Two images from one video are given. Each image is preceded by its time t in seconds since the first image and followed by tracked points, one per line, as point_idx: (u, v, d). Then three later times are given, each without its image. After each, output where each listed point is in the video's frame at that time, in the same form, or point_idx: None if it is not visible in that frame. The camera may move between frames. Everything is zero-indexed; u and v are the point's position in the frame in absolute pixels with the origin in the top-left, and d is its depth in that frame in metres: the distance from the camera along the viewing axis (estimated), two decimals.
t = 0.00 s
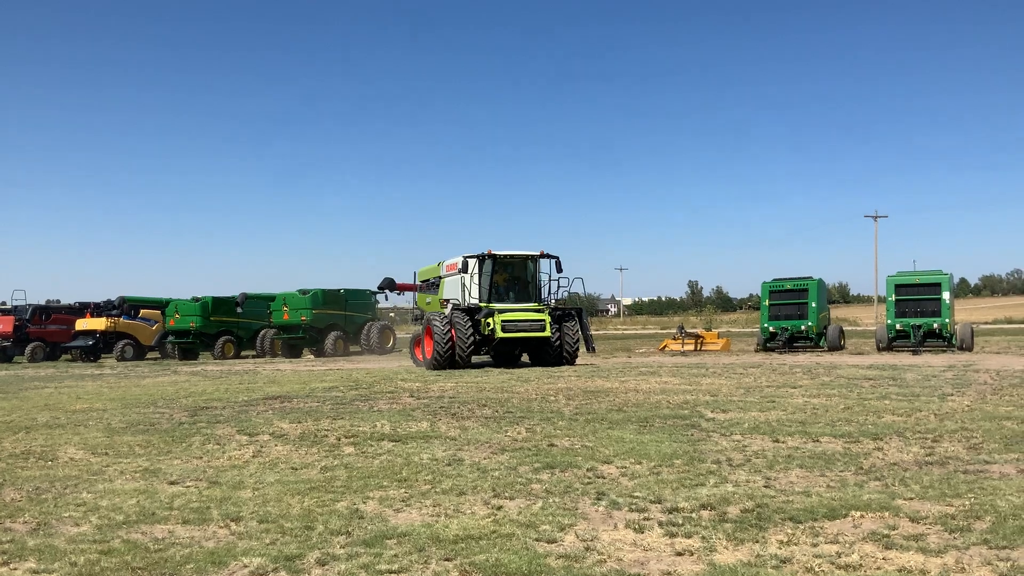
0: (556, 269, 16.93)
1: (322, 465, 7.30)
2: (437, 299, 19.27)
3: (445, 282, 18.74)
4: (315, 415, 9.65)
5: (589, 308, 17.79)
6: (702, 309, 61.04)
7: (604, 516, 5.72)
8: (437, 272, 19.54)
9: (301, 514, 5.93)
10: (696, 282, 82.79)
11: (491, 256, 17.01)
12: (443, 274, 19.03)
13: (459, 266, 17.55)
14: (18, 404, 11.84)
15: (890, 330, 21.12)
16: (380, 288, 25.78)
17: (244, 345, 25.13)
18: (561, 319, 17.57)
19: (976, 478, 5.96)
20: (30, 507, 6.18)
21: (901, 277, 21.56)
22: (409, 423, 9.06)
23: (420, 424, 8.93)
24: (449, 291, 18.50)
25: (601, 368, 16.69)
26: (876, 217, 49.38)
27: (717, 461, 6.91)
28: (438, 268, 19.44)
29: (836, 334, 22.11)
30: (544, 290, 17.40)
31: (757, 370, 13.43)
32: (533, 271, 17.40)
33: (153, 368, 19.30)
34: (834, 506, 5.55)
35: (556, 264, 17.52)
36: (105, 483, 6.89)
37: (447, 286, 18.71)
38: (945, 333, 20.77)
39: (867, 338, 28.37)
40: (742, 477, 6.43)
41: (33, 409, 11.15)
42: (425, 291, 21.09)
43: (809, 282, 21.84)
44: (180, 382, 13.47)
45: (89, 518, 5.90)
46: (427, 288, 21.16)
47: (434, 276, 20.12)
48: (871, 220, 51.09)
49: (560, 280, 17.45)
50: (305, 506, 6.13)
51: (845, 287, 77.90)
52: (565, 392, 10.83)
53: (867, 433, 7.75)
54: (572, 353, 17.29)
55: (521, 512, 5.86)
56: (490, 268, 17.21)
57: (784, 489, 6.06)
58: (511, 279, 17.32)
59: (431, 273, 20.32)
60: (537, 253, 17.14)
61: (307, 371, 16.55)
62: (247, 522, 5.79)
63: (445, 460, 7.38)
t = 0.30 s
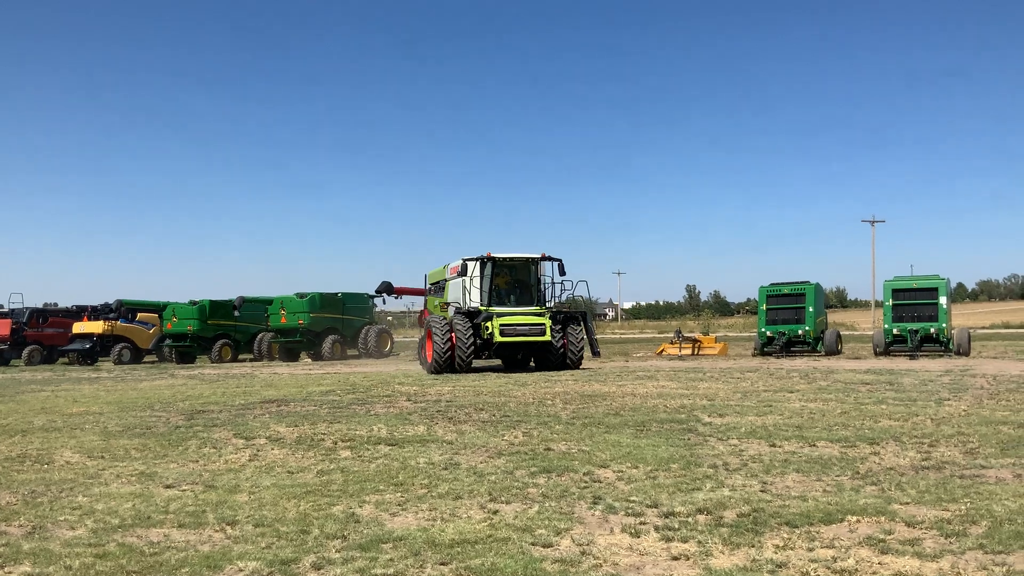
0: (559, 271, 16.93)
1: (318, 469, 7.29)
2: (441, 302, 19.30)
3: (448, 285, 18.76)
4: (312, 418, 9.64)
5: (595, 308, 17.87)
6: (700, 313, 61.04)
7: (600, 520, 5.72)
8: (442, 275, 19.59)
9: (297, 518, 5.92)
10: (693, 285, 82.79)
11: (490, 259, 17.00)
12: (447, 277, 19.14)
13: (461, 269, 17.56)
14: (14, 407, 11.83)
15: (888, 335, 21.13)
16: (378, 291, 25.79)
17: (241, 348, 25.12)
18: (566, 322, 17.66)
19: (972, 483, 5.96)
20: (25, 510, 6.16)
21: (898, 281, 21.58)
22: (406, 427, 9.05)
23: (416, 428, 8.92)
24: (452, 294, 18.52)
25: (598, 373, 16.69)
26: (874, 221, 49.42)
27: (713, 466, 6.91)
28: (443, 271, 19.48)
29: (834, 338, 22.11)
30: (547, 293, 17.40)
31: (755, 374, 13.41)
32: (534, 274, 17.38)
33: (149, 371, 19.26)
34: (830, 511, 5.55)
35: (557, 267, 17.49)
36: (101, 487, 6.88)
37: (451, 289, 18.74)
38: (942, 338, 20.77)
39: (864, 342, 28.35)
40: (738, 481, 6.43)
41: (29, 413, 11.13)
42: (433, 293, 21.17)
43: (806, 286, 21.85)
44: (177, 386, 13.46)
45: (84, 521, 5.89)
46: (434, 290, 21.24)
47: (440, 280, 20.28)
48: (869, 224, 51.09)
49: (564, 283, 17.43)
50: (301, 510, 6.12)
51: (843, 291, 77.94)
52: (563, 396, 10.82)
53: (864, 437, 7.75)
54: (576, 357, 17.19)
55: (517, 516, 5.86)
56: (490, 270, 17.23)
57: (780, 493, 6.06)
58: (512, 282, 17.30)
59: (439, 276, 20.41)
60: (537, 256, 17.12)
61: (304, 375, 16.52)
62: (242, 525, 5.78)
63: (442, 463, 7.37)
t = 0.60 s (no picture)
0: (562, 274, 16.92)
1: (316, 474, 7.28)
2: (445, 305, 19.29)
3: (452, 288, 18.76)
4: (310, 423, 9.63)
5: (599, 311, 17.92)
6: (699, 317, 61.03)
7: (598, 525, 5.71)
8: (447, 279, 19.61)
9: (295, 523, 5.92)
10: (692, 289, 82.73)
11: (490, 261, 16.94)
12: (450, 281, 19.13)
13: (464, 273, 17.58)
14: (13, 413, 11.82)
15: (887, 338, 21.09)
16: (376, 296, 25.81)
17: (241, 353, 25.11)
18: (572, 326, 17.73)
19: (970, 487, 5.95)
20: (23, 516, 6.16)
21: (897, 285, 21.55)
22: (404, 431, 9.04)
23: (415, 433, 8.91)
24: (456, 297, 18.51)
25: (597, 377, 16.68)
26: (873, 225, 49.40)
27: (712, 470, 6.90)
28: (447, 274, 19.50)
29: (833, 342, 22.09)
30: (551, 297, 17.34)
31: (753, 379, 13.41)
32: (536, 276, 17.28)
33: (148, 376, 19.25)
34: (828, 515, 5.53)
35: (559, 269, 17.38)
36: (98, 492, 6.88)
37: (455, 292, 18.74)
38: (941, 342, 20.76)
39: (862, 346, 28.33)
40: (737, 485, 6.42)
41: (28, 418, 11.12)
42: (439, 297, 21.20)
43: (805, 290, 21.84)
44: (176, 391, 13.46)
45: (82, 527, 5.88)
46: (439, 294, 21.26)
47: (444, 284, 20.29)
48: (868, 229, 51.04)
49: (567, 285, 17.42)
50: (299, 515, 6.11)
51: (843, 295, 77.94)
52: (561, 400, 10.81)
53: (862, 441, 7.74)
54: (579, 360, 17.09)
55: (515, 520, 5.85)
56: (491, 273, 17.19)
57: (778, 497, 6.05)
58: (513, 285, 17.22)
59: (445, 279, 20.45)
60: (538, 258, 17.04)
61: (303, 380, 16.52)
62: (240, 530, 5.77)
63: (440, 468, 7.36)
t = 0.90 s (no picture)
0: (564, 274, 16.90)
1: (315, 477, 7.28)
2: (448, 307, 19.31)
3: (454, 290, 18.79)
4: (310, 426, 9.63)
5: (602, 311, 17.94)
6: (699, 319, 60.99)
7: (596, 527, 5.70)
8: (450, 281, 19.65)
9: (293, 526, 5.91)
10: (693, 292, 82.71)
11: (489, 263, 16.93)
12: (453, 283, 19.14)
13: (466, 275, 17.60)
14: (12, 416, 11.83)
15: (886, 341, 21.07)
16: (376, 299, 25.84)
17: (240, 356, 25.10)
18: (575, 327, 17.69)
19: (969, 489, 5.94)
20: (22, 520, 6.15)
21: (896, 288, 21.53)
22: (403, 434, 9.04)
23: (414, 436, 8.90)
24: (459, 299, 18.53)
25: (597, 381, 16.67)
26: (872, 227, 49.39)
27: (710, 472, 6.90)
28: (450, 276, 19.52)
29: (832, 344, 22.07)
30: (553, 298, 17.29)
31: (752, 381, 13.39)
32: (537, 277, 17.22)
33: (148, 380, 19.26)
34: (826, 518, 5.53)
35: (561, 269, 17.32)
36: (97, 496, 6.87)
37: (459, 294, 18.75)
38: (940, 344, 20.76)
39: (861, 348, 28.28)
40: (736, 488, 6.41)
41: (27, 422, 11.13)
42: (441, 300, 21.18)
43: (805, 293, 21.83)
44: (175, 394, 13.47)
45: (80, 530, 5.88)
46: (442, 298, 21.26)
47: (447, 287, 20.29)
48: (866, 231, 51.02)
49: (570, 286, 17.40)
50: (297, 518, 6.11)
51: (843, 298, 77.93)
52: (561, 403, 10.81)
53: (861, 444, 7.73)
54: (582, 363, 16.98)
55: (513, 524, 5.84)
56: (492, 275, 17.20)
57: (776, 500, 6.04)
58: (514, 287, 17.20)
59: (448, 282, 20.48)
60: (538, 259, 17.00)
61: (303, 384, 16.52)
62: (238, 534, 5.77)
63: (439, 471, 7.36)
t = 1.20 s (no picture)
0: (566, 273, 16.90)
1: (315, 478, 7.29)
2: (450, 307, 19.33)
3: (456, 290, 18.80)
4: (310, 427, 9.65)
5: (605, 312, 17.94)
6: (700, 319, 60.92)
7: (596, 528, 5.70)
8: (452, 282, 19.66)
9: (293, 527, 5.92)
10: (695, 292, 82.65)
11: (489, 262, 16.95)
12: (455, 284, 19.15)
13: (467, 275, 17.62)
14: (14, 417, 11.85)
15: (887, 341, 21.02)
16: (377, 300, 25.88)
17: (242, 357, 25.14)
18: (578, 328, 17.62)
19: (969, 489, 5.93)
20: (22, 520, 6.17)
21: (897, 288, 21.48)
22: (404, 435, 9.04)
23: (415, 436, 8.91)
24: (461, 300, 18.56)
25: (598, 381, 16.66)
26: (873, 228, 49.31)
27: (710, 472, 6.89)
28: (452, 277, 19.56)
29: (834, 345, 22.03)
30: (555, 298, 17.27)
31: (754, 381, 13.38)
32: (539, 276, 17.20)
33: (150, 380, 19.29)
34: (826, 518, 5.52)
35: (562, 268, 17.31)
36: (98, 496, 6.89)
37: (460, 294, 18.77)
38: (942, 344, 20.72)
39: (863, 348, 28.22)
40: (736, 488, 6.41)
41: (29, 422, 11.14)
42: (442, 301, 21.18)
43: (806, 293, 21.79)
44: (177, 395, 13.49)
45: (81, 531, 5.89)
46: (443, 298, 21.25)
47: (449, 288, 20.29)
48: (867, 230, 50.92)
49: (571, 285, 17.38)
50: (297, 519, 6.11)
51: (845, 298, 77.79)
52: (561, 404, 10.81)
53: (861, 444, 7.72)
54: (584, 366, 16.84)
55: (513, 524, 5.84)
56: (492, 274, 17.22)
57: (777, 500, 6.03)
58: (515, 286, 17.19)
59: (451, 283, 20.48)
60: (539, 258, 16.99)
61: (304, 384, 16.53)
62: (238, 534, 5.77)
63: (439, 472, 7.36)
